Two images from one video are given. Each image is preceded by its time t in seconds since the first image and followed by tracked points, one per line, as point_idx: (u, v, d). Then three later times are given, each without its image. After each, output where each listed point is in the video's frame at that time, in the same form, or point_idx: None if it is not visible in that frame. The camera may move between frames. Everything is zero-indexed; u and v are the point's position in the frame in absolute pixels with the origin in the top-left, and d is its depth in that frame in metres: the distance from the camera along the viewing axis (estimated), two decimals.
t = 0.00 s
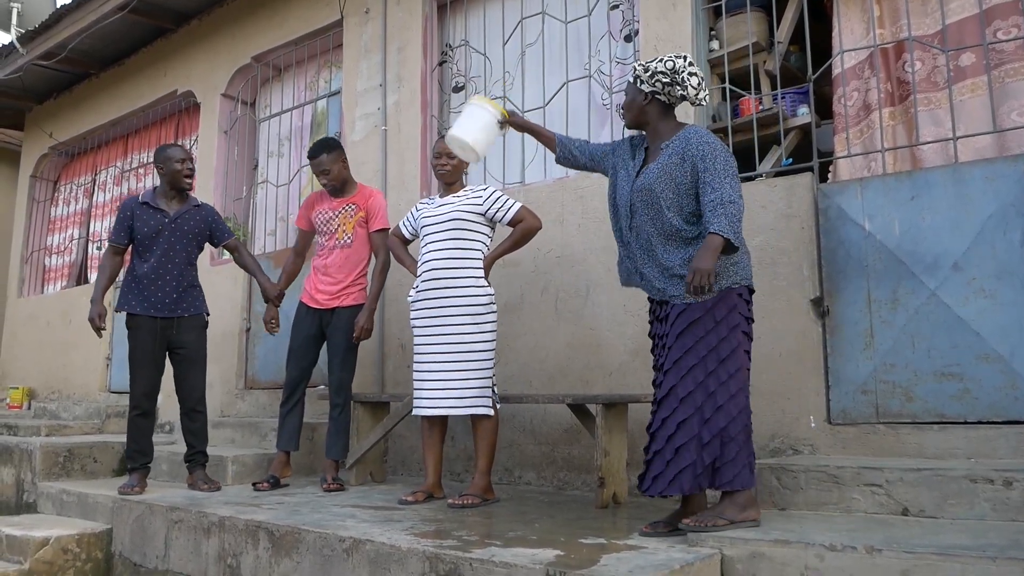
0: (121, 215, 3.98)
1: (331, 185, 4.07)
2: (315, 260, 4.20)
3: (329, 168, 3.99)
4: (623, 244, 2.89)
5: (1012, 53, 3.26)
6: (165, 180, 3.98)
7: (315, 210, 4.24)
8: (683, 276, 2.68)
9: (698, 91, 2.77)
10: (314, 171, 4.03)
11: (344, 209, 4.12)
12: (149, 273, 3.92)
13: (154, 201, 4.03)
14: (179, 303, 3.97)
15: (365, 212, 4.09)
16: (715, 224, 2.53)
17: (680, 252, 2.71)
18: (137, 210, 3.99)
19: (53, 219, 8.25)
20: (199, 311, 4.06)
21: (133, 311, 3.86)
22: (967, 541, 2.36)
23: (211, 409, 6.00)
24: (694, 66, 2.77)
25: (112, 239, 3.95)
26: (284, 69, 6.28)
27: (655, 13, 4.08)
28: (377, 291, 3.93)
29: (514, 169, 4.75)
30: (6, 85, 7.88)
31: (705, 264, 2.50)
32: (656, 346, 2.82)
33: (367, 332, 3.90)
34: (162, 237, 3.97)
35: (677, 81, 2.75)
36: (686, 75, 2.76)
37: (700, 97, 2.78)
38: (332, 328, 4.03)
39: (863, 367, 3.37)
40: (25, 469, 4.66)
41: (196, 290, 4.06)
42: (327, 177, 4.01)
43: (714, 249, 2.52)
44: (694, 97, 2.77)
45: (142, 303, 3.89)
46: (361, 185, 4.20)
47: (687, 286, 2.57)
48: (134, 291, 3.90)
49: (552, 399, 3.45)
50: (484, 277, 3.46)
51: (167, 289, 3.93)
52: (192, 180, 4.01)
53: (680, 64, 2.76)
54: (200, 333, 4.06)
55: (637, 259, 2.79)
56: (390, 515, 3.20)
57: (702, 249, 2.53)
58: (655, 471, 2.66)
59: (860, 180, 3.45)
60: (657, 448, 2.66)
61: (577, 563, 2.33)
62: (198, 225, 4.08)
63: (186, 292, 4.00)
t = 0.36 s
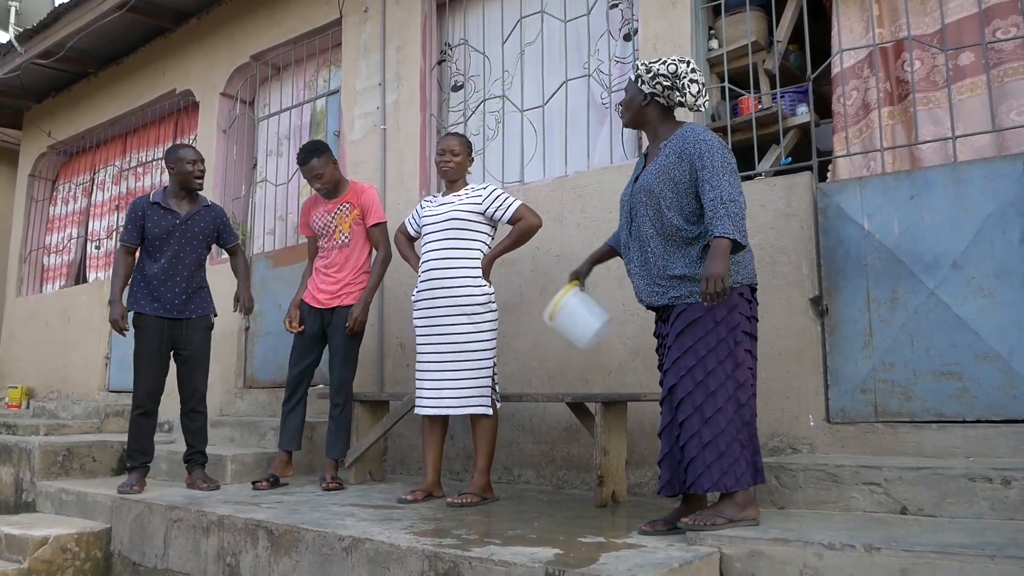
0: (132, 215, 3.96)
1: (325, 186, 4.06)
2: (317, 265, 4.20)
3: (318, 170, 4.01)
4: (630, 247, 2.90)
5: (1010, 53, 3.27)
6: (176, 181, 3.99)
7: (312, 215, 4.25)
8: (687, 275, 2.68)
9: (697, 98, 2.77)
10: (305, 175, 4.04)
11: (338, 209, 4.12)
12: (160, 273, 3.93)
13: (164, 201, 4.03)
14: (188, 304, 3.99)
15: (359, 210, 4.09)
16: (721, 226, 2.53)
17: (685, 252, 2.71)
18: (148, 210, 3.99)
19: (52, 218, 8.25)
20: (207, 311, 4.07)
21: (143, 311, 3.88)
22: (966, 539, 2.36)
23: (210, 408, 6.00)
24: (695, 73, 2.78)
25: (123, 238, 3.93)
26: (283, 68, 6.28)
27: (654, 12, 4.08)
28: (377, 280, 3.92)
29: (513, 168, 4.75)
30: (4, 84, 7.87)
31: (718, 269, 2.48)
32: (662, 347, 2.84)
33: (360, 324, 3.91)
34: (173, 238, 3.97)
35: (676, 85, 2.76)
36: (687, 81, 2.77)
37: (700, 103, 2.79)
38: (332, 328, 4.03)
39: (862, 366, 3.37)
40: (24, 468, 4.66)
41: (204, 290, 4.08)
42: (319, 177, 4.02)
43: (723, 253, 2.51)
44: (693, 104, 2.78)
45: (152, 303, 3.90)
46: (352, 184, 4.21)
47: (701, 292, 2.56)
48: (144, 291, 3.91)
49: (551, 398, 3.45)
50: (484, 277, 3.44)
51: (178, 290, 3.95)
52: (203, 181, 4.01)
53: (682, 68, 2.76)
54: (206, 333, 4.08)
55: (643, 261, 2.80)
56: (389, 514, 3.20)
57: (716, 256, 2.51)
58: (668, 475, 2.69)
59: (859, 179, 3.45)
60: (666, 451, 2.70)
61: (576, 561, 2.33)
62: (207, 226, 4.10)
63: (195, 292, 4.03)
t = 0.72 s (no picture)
0: (131, 209, 3.92)
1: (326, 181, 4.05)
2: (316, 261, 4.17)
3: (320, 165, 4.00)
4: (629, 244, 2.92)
5: (1010, 51, 3.27)
6: (174, 176, 3.98)
7: (311, 211, 4.22)
8: (683, 271, 2.68)
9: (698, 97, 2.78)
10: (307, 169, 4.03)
11: (341, 205, 4.12)
12: (162, 268, 3.92)
13: (163, 196, 4.01)
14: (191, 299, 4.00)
15: (363, 206, 4.11)
16: (713, 225, 2.55)
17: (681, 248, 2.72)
18: (148, 204, 3.96)
19: (51, 215, 8.24)
20: (208, 307, 4.09)
21: (146, 304, 3.87)
22: (965, 537, 2.36)
23: (209, 405, 6.00)
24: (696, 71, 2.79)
25: (123, 233, 3.88)
26: (283, 65, 6.28)
27: (654, 10, 4.08)
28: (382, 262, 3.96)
29: (513, 166, 4.75)
30: (3, 81, 7.86)
31: (706, 269, 2.52)
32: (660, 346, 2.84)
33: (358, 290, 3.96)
34: (174, 233, 3.98)
35: (677, 83, 2.77)
36: (688, 78, 2.78)
37: (701, 101, 2.79)
38: (331, 325, 4.02)
39: (861, 364, 3.37)
40: (23, 465, 4.66)
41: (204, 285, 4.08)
42: (321, 171, 4.01)
43: (714, 252, 2.53)
44: (694, 103, 2.78)
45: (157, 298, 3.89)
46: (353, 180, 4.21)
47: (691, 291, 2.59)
48: (146, 285, 3.89)
49: (550, 396, 3.45)
50: (483, 276, 3.44)
51: (180, 285, 3.95)
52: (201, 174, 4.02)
53: (683, 66, 2.77)
54: (205, 329, 4.09)
55: (639, 258, 2.81)
56: (388, 512, 3.20)
57: (702, 253, 2.54)
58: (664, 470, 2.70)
59: (858, 178, 3.45)
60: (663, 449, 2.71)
61: (575, 559, 2.33)
62: (205, 221, 4.12)
63: (196, 286, 4.02)
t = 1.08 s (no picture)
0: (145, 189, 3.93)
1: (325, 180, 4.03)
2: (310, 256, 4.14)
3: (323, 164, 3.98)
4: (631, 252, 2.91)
5: (1010, 50, 3.27)
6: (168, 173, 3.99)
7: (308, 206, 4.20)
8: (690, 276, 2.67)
9: (687, 101, 2.77)
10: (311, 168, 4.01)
11: (339, 204, 4.11)
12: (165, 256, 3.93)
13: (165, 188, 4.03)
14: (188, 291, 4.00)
15: (362, 206, 4.11)
16: (719, 228, 2.54)
17: (684, 252, 2.71)
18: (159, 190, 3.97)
19: (50, 213, 8.23)
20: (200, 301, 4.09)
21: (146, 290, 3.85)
22: (964, 534, 2.37)
23: (207, 403, 6.00)
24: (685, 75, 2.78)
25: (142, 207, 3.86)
26: (281, 62, 6.27)
27: (654, 7, 4.07)
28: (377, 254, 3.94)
29: (512, 164, 4.74)
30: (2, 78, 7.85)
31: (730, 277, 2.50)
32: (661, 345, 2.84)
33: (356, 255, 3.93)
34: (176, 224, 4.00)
35: (666, 87, 2.78)
36: (677, 83, 2.77)
37: (689, 106, 2.79)
38: (328, 322, 4.02)
39: (860, 362, 3.37)
40: (22, 463, 4.66)
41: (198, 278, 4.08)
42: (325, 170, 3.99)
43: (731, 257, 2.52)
44: (682, 107, 2.78)
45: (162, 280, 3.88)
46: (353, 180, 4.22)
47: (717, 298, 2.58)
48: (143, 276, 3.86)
49: (549, 393, 3.45)
50: (483, 273, 3.45)
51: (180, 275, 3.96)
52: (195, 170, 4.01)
53: (672, 70, 2.78)
54: (197, 326, 4.09)
55: (644, 265, 2.81)
56: (388, 509, 3.20)
57: (721, 260, 2.52)
58: (657, 466, 2.69)
59: (857, 176, 3.46)
60: (658, 444, 2.70)
61: (574, 556, 2.33)
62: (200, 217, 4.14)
63: (191, 279, 4.03)
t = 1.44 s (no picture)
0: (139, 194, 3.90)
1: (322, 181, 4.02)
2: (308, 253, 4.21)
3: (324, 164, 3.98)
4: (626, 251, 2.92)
5: (1011, 47, 3.26)
6: (172, 170, 3.98)
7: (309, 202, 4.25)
8: (683, 273, 2.68)
9: (682, 99, 2.78)
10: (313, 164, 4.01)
11: (337, 202, 4.13)
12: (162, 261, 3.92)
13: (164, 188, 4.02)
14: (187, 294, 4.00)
15: (358, 205, 4.09)
16: (709, 225, 2.55)
17: (678, 250, 2.72)
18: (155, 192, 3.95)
19: (50, 211, 8.24)
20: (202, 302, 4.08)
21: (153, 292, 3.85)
22: (965, 532, 2.37)
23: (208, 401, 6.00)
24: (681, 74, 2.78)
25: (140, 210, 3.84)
26: (282, 60, 6.26)
27: (654, 5, 4.07)
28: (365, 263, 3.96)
29: (512, 162, 4.75)
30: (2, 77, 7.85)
31: (711, 270, 2.52)
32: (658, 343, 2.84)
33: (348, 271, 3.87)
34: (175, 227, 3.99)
35: (662, 86, 2.77)
36: (672, 82, 2.77)
37: (685, 105, 2.79)
38: (326, 320, 4.02)
39: (861, 359, 3.37)
40: (23, 461, 4.66)
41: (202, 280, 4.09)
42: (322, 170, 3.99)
43: (716, 253, 2.54)
44: (678, 106, 2.79)
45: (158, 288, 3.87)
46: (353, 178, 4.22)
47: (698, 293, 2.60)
48: (150, 280, 3.87)
49: (550, 391, 3.45)
50: (483, 271, 3.44)
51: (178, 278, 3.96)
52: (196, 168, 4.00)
53: (668, 70, 2.77)
54: (202, 325, 4.08)
55: (638, 263, 2.81)
56: (388, 507, 3.20)
57: (707, 255, 2.54)
58: (655, 465, 2.69)
59: (858, 174, 3.46)
60: (655, 443, 2.69)
61: (575, 553, 2.34)
62: (201, 216, 4.13)
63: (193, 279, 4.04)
